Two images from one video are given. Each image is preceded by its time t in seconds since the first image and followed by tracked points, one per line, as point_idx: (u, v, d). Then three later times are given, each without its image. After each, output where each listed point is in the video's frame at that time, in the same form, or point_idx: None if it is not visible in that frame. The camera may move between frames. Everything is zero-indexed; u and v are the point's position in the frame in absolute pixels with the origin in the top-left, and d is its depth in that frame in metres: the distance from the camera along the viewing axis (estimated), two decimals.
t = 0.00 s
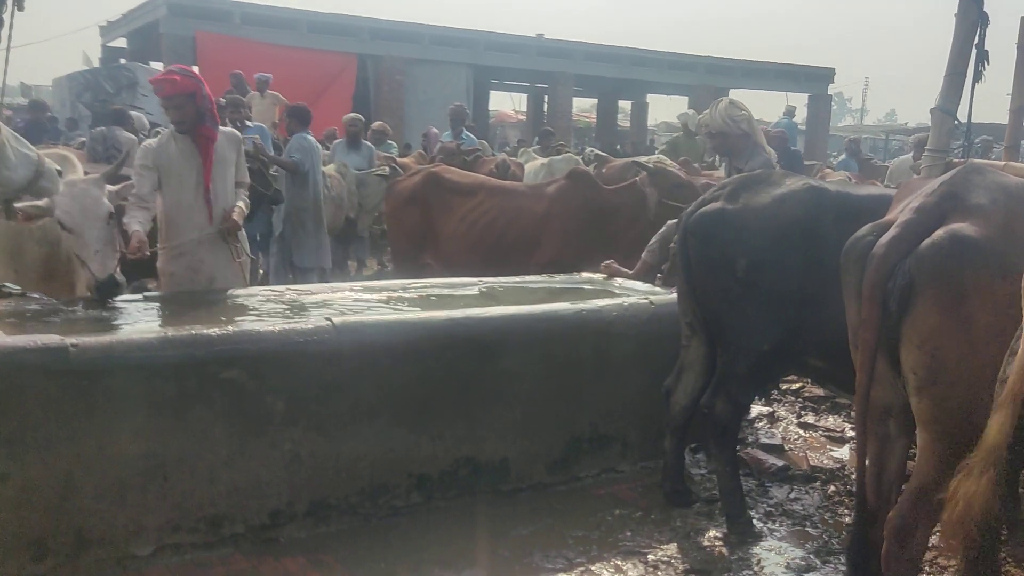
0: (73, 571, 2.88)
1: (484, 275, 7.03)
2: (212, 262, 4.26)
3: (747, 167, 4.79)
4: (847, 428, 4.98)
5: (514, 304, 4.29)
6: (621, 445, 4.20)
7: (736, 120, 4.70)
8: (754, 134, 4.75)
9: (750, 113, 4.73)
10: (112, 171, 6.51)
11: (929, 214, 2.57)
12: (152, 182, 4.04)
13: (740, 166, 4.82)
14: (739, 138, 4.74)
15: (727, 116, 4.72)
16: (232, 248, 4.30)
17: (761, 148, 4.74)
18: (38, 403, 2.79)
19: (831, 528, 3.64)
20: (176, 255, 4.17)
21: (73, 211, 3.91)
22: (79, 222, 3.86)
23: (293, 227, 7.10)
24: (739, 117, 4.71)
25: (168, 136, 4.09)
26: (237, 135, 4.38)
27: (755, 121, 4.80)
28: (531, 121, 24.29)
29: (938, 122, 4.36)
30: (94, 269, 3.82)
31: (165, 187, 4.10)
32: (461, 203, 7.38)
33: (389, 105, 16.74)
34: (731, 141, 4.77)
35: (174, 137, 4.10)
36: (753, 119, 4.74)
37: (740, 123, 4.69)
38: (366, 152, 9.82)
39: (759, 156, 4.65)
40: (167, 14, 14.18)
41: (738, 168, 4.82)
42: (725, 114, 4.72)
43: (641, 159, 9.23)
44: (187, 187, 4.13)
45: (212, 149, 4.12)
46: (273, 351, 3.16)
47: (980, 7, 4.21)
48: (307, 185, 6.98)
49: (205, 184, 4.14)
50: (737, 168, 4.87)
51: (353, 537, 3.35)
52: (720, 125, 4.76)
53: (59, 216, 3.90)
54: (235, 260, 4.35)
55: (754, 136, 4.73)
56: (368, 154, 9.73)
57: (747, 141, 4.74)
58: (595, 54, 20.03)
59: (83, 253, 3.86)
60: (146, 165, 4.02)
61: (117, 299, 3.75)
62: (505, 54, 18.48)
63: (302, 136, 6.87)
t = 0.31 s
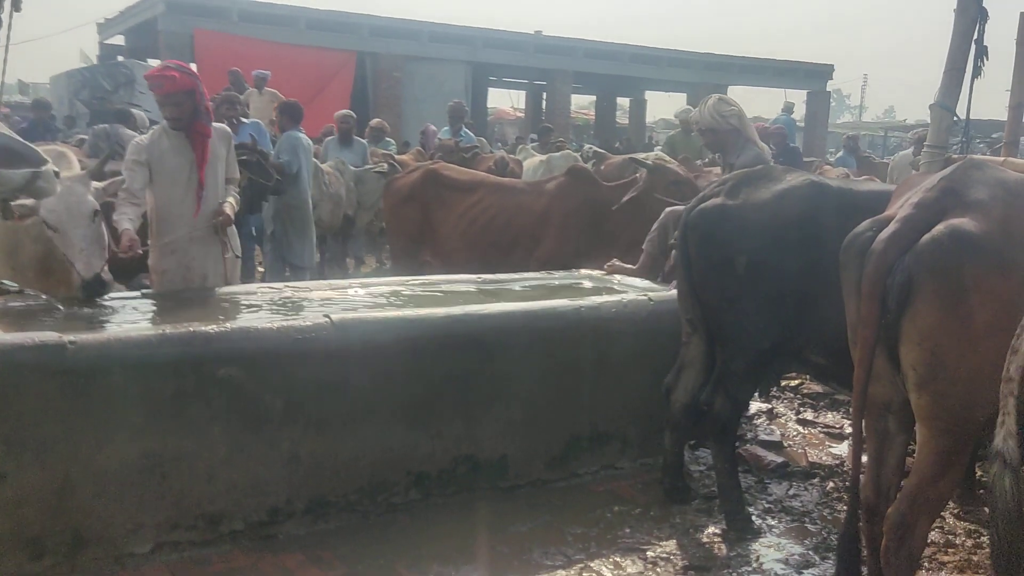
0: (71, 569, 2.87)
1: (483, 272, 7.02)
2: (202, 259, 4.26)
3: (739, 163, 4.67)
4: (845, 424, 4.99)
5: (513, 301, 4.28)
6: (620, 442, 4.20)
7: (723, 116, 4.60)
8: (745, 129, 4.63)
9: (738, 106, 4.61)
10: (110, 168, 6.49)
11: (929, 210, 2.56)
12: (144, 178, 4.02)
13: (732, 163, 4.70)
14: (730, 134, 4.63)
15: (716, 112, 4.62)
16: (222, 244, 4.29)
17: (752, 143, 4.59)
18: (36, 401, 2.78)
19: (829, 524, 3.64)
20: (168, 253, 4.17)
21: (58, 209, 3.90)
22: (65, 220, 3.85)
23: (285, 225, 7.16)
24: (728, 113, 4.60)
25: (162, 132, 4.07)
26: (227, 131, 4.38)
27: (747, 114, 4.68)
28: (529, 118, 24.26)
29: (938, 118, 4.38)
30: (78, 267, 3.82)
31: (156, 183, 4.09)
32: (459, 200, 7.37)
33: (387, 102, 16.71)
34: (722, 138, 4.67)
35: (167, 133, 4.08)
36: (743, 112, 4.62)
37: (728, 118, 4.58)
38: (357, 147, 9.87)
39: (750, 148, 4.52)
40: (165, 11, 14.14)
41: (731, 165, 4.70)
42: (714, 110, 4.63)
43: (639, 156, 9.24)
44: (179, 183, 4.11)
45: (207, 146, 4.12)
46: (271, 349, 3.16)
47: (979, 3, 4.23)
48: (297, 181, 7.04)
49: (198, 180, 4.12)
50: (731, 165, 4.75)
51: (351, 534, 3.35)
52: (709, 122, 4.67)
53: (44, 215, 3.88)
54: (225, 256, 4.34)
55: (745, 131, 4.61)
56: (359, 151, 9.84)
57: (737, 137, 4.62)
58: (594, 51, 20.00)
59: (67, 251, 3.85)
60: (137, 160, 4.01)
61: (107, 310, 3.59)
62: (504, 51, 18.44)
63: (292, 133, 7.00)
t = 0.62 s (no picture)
0: (68, 567, 2.87)
1: (482, 269, 7.02)
2: (202, 257, 4.26)
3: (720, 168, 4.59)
4: (844, 421, 4.99)
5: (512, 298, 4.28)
6: (618, 439, 4.20)
7: (695, 123, 4.55)
8: (720, 134, 4.56)
9: (710, 111, 4.56)
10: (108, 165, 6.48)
11: (927, 206, 2.56)
12: (144, 182, 4.01)
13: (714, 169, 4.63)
14: (706, 141, 4.57)
15: (688, 121, 4.58)
16: (225, 240, 4.33)
17: (728, 147, 4.51)
18: (33, 399, 2.78)
19: (827, 521, 3.64)
20: (165, 250, 4.18)
21: (51, 209, 3.73)
22: (58, 221, 3.68)
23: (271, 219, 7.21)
24: (700, 120, 4.55)
25: (154, 131, 4.05)
26: (219, 126, 4.35)
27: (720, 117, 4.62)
28: (528, 115, 24.25)
29: (936, 115, 4.39)
30: (70, 270, 3.63)
31: (157, 186, 4.07)
32: (458, 197, 7.36)
33: (386, 99, 16.69)
34: (699, 145, 4.61)
35: (159, 132, 4.05)
36: (716, 115, 4.57)
37: (701, 124, 4.54)
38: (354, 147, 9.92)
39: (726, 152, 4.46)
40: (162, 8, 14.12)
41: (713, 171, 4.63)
42: (687, 119, 4.59)
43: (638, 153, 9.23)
44: (176, 182, 4.10)
45: (198, 142, 4.08)
46: (269, 347, 3.15)
47: None
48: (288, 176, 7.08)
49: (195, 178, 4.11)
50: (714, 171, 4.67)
51: (350, 532, 3.35)
52: (684, 131, 4.64)
53: (37, 215, 3.72)
54: (227, 251, 4.37)
55: (720, 136, 4.54)
56: (354, 148, 9.88)
57: (713, 142, 4.55)
58: (593, 48, 19.97)
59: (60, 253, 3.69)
60: (134, 163, 3.99)
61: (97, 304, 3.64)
62: (502, 48, 18.42)
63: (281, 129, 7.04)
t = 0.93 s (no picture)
0: (70, 562, 2.88)
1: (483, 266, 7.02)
2: (203, 253, 4.27)
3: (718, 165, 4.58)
4: (844, 418, 4.99)
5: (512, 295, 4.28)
6: (619, 436, 4.20)
7: (690, 121, 4.55)
8: (715, 130, 4.55)
9: (704, 107, 4.56)
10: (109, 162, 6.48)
11: (927, 203, 2.56)
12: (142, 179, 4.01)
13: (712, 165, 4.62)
14: (701, 138, 4.57)
15: (682, 119, 4.58)
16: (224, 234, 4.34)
17: (724, 142, 4.50)
18: (34, 396, 2.78)
19: (827, 517, 3.65)
20: (166, 248, 4.19)
21: (56, 210, 3.77)
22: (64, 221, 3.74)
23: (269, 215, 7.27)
24: (695, 117, 4.55)
25: (150, 130, 4.05)
26: (214, 123, 4.35)
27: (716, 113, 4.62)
28: (528, 112, 24.25)
29: (937, 111, 4.38)
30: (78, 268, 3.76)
31: (154, 183, 4.07)
32: (459, 194, 7.36)
33: (386, 96, 16.67)
34: (695, 143, 4.61)
35: (154, 130, 4.05)
36: (710, 111, 4.57)
37: (696, 122, 4.54)
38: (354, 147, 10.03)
39: (722, 148, 4.46)
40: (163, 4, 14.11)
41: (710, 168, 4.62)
42: (681, 117, 4.60)
43: (639, 150, 9.23)
44: (173, 179, 4.10)
45: (192, 137, 4.08)
46: (269, 343, 3.15)
47: None
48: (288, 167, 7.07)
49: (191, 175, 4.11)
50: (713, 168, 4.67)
51: (351, 528, 3.35)
52: (680, 129, 4.64)
53: (42, 215, 3.76)
54: (226, 245, 4.38)
55: (715, 133, 4.53)
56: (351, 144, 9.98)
57: (709, 139, 4.55)
58: (594, 45, 19.95)
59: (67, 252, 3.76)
60: (131, 160, 3.98)
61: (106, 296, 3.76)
62: (503, 45, 18.41)
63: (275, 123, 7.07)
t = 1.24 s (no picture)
0: (74, 559, 2.88)
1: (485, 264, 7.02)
2: (207, 248, 4.30)
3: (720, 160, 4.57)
4: (847, 416, 4.98)
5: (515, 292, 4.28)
6: (622, 433, 4.20)
7: (692, 116, 4.53)
8: (717, 125, 4.54)
9: (707, 103, 4.54)
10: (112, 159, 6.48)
11: (933, 199, 2.55)
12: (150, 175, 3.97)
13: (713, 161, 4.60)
14: (703, 133, 4.55)
15: (684, 114, 4.56)
16: (227, 230, 4.36)
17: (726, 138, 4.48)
18: (38, 392, 2.78)
19: (831, 515, 3.64)
20: (170, 245, 4.20)
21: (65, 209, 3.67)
22: (75, 224, 3.52)
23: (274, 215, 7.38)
24: (698, 112, 4.52)
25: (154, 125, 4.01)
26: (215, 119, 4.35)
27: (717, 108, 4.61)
28: (530, 110, 24.23)
29: (941, 108, 4.37)
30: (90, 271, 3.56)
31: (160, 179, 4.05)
32: (461, 191, 7.36)
33: (388, 94, 16.67)
34: (697, 138, 4.59)
35: (157, 125, 4.02)
36: (712, 107, 4.55)
37: (698, 117, 4.52)
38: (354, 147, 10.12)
39: (724, 144, 4.45)
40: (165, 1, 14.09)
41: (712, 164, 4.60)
42: (683, 112, 4.57)
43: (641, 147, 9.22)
44: (178, 174, 4.08)
45: (194, 132, 4.07)
46: (272, 341, 3.15)
47: None
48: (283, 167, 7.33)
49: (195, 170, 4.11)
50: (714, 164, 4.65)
51: (354, 525, 3.36)
52: (682, 124, 4.61)
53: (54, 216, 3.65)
54: (228, 241, 4.39)
55: (717, 128, 4.52)
56: (348, 142, 10.04)
57: (711, 134, 4.53)
58: (596, 42, 19.93)
59: (79, 255, 3.57)
60: (137, 157, 3.94)
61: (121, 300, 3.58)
62: (504, 43, 18.40)
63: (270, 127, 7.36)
